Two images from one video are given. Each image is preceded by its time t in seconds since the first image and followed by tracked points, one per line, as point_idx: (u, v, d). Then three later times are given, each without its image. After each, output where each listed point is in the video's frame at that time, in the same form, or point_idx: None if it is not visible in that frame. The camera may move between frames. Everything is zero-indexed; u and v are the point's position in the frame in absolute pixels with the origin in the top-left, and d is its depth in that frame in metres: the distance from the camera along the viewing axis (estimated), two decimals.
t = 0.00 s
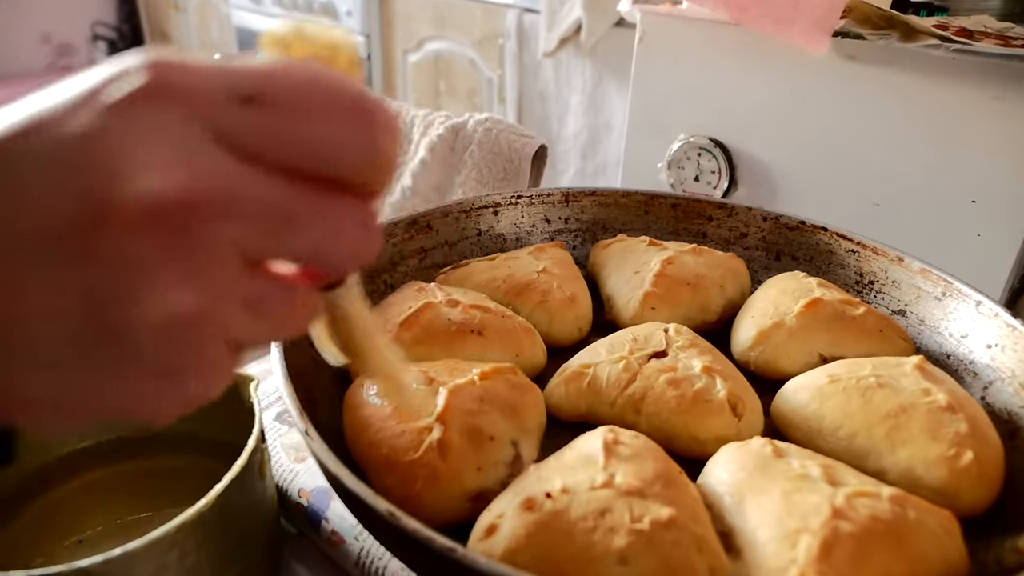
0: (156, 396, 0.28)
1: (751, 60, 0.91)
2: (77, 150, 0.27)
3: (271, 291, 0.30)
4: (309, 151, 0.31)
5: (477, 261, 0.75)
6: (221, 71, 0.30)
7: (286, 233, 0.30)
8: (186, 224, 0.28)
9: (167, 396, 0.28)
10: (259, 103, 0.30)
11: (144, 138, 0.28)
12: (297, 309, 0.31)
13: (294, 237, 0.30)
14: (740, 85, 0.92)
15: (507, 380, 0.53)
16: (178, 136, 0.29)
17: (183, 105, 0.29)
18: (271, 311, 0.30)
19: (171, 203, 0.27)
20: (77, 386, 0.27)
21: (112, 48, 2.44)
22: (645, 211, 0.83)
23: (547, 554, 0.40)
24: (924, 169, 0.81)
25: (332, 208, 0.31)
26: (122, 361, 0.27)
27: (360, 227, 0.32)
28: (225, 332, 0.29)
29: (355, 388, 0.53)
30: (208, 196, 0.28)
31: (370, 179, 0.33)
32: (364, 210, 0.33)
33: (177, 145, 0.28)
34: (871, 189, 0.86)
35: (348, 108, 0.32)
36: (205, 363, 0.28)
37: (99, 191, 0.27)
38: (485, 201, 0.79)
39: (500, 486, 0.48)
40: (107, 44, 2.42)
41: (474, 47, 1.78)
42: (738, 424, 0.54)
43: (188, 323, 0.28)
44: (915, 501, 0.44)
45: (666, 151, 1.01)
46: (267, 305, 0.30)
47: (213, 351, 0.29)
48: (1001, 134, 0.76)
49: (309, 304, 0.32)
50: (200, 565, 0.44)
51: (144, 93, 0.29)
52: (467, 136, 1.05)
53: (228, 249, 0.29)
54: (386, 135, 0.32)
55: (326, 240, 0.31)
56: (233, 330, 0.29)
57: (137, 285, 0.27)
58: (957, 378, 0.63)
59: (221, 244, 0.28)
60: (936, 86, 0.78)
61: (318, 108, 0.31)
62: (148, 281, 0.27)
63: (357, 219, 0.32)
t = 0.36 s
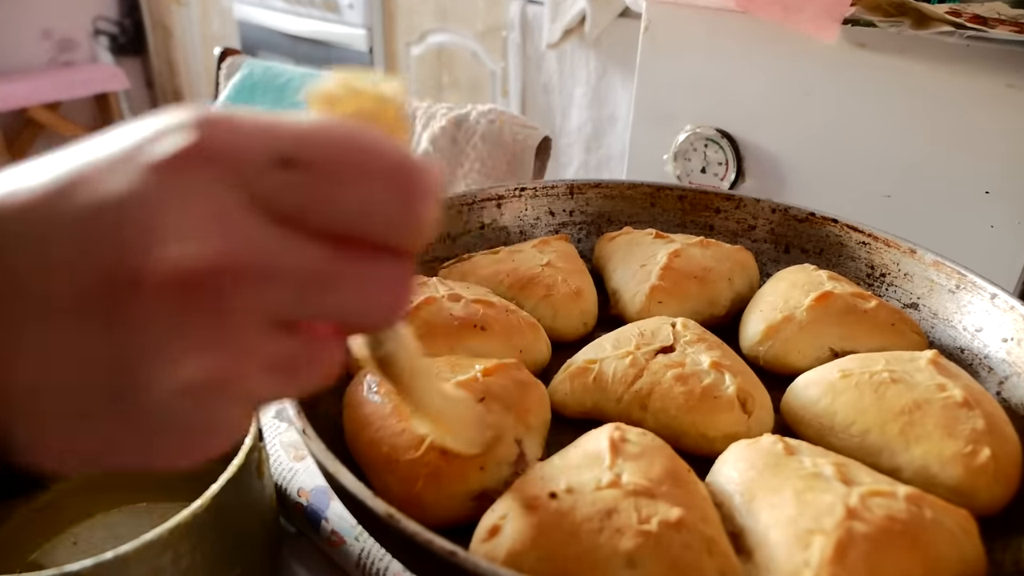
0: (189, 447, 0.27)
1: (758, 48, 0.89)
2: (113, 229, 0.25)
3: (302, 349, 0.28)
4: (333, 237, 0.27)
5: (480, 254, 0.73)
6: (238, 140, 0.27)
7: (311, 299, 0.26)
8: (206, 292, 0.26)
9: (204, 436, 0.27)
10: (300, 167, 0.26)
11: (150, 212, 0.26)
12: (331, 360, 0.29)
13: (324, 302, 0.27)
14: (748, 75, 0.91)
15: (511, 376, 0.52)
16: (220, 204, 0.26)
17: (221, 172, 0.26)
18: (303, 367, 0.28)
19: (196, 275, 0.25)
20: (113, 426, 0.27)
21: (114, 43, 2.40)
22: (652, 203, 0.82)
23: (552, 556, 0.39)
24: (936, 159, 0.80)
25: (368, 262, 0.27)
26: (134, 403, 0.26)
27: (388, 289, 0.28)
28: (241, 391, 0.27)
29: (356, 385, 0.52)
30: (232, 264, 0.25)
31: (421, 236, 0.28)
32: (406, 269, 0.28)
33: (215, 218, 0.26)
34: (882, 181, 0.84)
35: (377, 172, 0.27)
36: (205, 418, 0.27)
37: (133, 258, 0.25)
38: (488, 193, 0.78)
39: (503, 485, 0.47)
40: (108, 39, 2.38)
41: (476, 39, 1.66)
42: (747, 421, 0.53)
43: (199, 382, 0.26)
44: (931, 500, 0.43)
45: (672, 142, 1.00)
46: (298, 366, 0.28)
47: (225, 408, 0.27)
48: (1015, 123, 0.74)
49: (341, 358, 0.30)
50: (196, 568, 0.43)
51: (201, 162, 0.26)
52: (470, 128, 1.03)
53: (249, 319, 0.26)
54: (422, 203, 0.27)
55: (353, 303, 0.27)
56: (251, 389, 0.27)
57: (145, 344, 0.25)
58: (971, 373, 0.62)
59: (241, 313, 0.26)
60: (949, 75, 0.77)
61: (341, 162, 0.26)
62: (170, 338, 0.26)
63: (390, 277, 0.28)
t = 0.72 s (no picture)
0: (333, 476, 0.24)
1: (759, 41, 0.88)
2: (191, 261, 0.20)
3: (433, 360, 0.23)
4: (436, 240, 0.21)
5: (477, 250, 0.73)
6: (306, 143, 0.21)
7: (431, 309, 0.21)
8: (324, 317, 0.20)
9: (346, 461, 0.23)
10: (388, 169, 0.20)
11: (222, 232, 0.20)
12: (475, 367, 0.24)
13: (442, 311, 0.21)
14: (748, 68, 0.90)
15: (509, 373, 0.52)
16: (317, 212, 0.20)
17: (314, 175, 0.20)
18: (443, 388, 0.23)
19: (314, 297, 0.20)
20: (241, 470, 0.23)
21: (115, 39, 2.40)
22: (651, 198, 0.81)
23: (549, 556, 0.39)
24: (939, 152, 0.79)
25: (491, 253, 0.22)
26: (255, 447, 0.22)
27: (527, 280, 0.23)
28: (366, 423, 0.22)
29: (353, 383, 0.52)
30: (333, 280, 0.20)
31: (541, 214, 0.23)
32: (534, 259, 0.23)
33: (315, 228, 0.20)
34: (884, 174, 0.84)
35: (474, 153, 0.21)
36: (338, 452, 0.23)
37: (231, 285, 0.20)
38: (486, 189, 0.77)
39: (501, 483, 0.47)
40: (110, 35, 2.37)
41: (477, 34, 1.64)
42: (746, 417, 0.52)
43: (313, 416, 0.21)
44: (933, 497, 0.43)
45: (672, 136, 0.99)
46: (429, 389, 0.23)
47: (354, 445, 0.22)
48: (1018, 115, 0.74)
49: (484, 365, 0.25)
50: (193, 567, 0.43)
51: (281, 178, 0.20)
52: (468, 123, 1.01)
53: (367, 342, 0.21)
54: (528, 190, 0.22)
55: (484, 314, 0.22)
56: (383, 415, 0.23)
57: (261, 384, 0.21)
58: (974, 367, 0.62)
59: (360, 337, 0.21)
60: (950, 66, 0.76)
61: (437, 147, 0.21)
62: (284, 370, 0.21)
63: (516, 267, 0.22)
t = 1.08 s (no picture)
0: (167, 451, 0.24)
1: (752, 40, 0.89)
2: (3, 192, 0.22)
3: (261, 332, 0.24)
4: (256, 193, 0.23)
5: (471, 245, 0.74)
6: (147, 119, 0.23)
7: (247, 249, 0.23)
8: (102, 246, 0.22)
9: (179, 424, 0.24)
10: (184, 91, 0.22)
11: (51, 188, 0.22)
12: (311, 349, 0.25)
13: (256, 253, 0.23)
14: (742, 66, 0.91)
15: (496, 367, 0.53)
16: (108, 146, 0.22)
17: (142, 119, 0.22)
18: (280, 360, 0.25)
19: (89, 219, 0.21)
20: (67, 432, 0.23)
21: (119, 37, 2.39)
22: (644, 194, 0.82)
23: (529, 544, 0.39)
24: (930, 150, 0.80)
25: (321, 206, 0.24)
26: (82, 413, 0.23)
27: (361, 240, 0.24)
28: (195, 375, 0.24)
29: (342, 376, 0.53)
30: (125, 209, 0.22)
31: (381, 170, 0.25)
32: (385, 222, 0.25)
33: (89, 155, 0.22)
34: (876, 171, 0.84)
35: (274, 73, 0.23)
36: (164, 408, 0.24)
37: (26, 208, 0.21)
38: (480, 185, 0.78)
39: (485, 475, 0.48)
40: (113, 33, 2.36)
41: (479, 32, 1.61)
42: (731, 410, 0.53)
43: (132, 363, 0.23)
44: (910, 488, 0.43)
45: (667, 134, 1.00)
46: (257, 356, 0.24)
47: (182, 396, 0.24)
48: (1009, 113, 0.75)
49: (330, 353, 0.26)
50: (181, 554, 0.44)
51: (73, 99, 0.22)
52: (465, 122, 1.03)
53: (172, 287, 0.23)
54: (361, 134, 0.24)
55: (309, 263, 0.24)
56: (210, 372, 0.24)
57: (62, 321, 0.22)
58: (958, 362, 0.62)
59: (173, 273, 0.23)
60: (941, 65, 0.77)
61: (249, 70, 0.23)
62: (47, 317, 0.22)
63: (345, 222, 0.24)
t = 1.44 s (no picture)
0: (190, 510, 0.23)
1: (739, 34, 0.90)
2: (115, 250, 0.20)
3: (319, 417, 0.22)
4: (355, 288, 0.21)
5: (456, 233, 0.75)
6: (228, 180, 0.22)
7: (325, 356, 0.21)
8: (202, 344, 0.20)
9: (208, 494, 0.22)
10: (303, 189, 0.20)
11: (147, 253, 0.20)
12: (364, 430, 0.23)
13: (337, 360, 0.21)
14: (729, 59, 0.92)
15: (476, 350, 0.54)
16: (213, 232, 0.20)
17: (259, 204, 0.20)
18: (318, 434, 0.22)
19: (180, 316, 0.19)
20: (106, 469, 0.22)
21: (113, 28, 2.39)
22: (630, 185, 0.83)
23: (502, 519, 0.41)
24: (910, 144, 0.81)
25: (404, 312, 0.21)
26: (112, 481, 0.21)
27: (443, 347, 0.22)
28: (248, 454, 0.22)
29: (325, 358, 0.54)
30: (231, 307, 0.20)
31: (470, 282, 0.22)
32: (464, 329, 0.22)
33: (213, 241, 0.20)
34: (858, 165, 0.85)
35: (394, 189, 0.20)
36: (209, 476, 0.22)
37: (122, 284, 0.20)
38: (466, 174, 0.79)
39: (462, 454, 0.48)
40: (106, 25, 2.36)
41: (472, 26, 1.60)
42: (706, 393, 0.54)
43: (197, 440, 0.21)
44: (876, 468, 0.44)
45: (654, 126, 1.01)
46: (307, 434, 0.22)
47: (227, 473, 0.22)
48: (988, 110, 0.75)
49: (375, 427, 0.24)
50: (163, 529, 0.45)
51: (201, 187, 0.21)
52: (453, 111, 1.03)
53: (249, 377, 0.20)
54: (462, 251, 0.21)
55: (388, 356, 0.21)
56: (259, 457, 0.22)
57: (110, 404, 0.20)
58: (932, 350, 0.63)
59: (257, 365, 0.20)
60: (923, 59, 0.78)
61: (365, 182, 0.20)
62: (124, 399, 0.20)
63: (432, 331, 0.21)
